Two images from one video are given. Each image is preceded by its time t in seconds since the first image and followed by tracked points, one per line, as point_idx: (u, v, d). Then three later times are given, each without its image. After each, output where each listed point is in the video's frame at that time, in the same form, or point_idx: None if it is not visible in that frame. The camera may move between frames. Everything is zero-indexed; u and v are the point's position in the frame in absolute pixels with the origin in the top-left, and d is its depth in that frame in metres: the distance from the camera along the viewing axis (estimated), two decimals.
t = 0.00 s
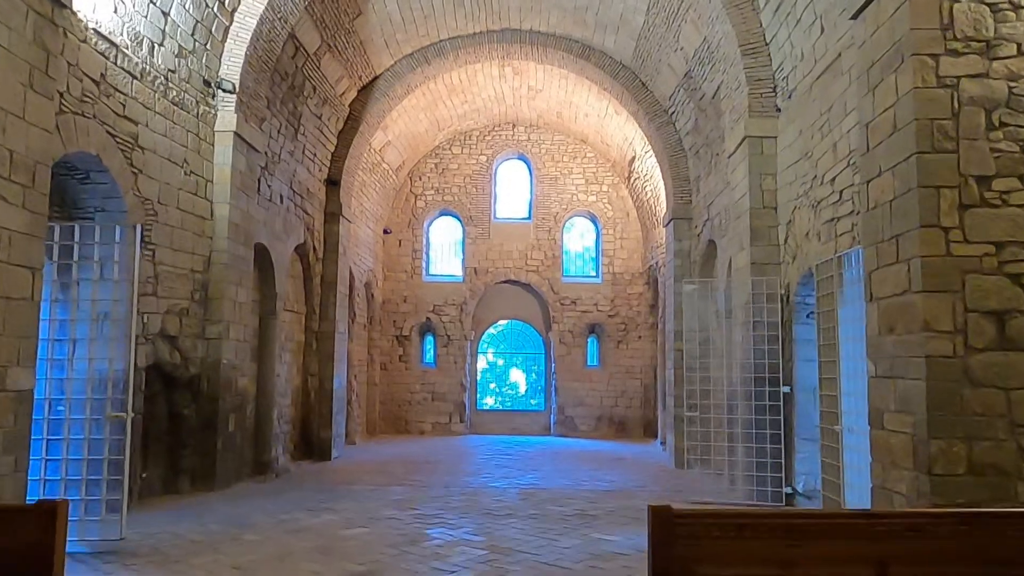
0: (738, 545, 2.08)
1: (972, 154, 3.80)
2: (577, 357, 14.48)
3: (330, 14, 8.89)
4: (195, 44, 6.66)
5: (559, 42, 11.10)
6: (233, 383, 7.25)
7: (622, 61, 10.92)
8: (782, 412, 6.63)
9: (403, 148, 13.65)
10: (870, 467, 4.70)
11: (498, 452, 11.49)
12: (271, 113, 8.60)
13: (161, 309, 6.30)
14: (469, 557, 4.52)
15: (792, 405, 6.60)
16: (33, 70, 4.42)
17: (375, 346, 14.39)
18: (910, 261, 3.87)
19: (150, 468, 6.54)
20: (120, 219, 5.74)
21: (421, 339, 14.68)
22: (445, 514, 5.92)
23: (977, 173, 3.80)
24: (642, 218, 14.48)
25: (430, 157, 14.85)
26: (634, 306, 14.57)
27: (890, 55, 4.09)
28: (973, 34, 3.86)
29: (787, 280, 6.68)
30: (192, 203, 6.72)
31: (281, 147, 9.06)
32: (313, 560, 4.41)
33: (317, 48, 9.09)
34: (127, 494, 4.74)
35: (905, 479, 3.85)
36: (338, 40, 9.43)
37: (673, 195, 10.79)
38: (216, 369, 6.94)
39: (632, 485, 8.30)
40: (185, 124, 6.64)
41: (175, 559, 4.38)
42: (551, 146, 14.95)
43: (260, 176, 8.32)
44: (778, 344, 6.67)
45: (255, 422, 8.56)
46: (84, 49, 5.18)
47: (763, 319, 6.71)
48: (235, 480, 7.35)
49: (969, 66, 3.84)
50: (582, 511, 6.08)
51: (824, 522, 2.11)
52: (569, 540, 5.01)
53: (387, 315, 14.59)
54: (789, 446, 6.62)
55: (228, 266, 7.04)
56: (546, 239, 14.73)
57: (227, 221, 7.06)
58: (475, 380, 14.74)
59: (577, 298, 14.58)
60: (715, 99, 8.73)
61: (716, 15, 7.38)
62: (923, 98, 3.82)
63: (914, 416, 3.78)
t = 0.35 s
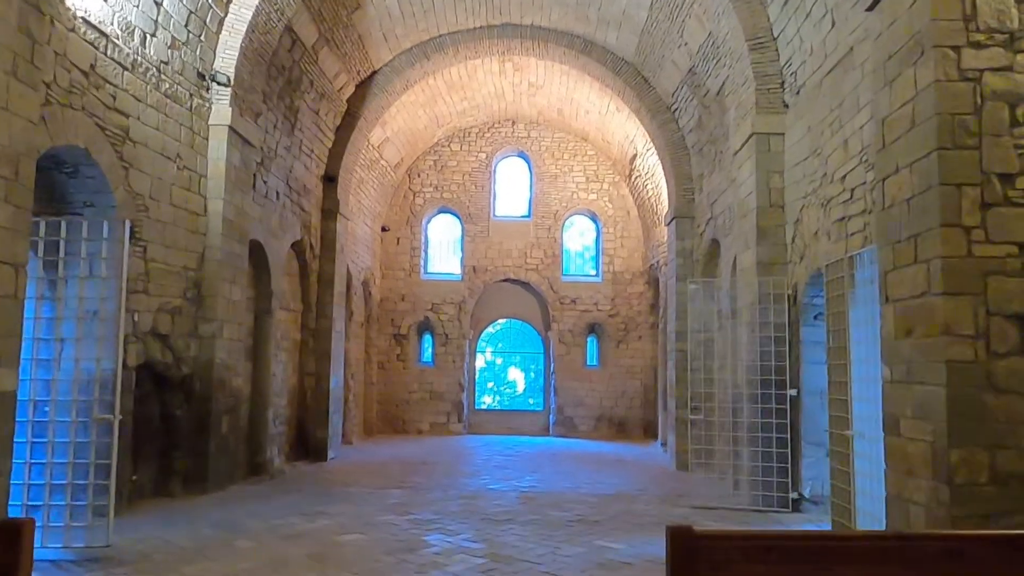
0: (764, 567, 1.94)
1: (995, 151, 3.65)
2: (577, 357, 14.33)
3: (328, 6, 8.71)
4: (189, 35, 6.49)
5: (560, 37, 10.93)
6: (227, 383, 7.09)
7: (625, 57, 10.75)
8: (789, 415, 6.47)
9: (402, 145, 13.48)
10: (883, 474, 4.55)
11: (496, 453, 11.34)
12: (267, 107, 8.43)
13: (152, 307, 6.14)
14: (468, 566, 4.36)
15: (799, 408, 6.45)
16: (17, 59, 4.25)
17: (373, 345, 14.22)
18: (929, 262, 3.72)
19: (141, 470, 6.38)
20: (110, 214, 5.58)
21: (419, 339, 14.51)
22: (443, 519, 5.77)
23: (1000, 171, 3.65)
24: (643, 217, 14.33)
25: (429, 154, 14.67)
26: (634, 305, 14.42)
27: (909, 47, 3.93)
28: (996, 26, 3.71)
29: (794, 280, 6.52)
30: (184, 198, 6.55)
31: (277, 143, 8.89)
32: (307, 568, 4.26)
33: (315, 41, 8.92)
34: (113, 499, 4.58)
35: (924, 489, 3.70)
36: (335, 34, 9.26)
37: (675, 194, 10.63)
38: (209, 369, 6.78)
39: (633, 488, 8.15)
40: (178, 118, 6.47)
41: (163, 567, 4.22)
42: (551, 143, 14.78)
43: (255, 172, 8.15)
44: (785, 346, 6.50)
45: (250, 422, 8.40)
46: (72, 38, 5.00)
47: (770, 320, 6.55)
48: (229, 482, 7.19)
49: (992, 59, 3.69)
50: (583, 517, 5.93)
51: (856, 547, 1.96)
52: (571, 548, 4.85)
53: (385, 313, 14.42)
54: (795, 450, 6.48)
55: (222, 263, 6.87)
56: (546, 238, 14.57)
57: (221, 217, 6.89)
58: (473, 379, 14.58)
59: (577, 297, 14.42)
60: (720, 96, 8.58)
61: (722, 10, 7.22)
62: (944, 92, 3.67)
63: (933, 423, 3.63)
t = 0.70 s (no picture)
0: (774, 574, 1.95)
1: (1009, 145, 3.56)
2: (573, 357, 14.22)
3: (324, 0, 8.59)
4: (181, 26, 6.36)
5: (559, 34, 10.81)
6: (219, 381, 6.96)
7: (624, 55, 10.66)
8: (791, 417, 6.36)
9: (398, 142, 13.36)
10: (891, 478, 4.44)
11: (492, 454, 11.21)
12: (261, 102, 8.29)
13: (142, 303, 6.01)
14: (464, 570, 4.25)
15: (801, 410, 6.32)
16: (3, 45, 4.13)
17: (367, 344, 14.09)
18: (941, 259, 3.62)
19: (129, 470, 6.24)
20: (99, 208, 5.45)
21: (413, 338, 14.37)
22: (439, 521, 5.65)
23: (1014, 167, 3.56)
24: (640, 217, 14.24)
25: (425, 152, 14.55)
26: (631, 306, 14.33)
27: (921, 40, 3.84)
28: (1010, 18, 3.62)
29: (796, 280, 6.41)
30: (176, 192, 6.42)
31: (271, 138, 8.75)
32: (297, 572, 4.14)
33: (311, 35, 8.79)
34: (99, 500, 4.45)
35: (934, 493, 3.60)
36: (331, 29, 9.13)
37: (674, 193, 10.54)
38: (200, 367, 6.65)
39: (631, 490, 8.02)
40: (170, 110, 6.33)
41: (149, 570, 4.09)
42: (548, 142, 14.68)
43: (249, 167, 8.01)
44: (787, 346, 6.40)
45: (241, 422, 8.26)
46: (60, 25, 4.86)
47: (772, 320, 6.45)
48: (220, 482, 7.06)
49: (1006, 52, 3.60)
50: (581, 520, 5.82)
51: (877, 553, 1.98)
52: (570, 552, 4.74)
53: (380, 312, 14.28)
54: (796, 451, 6.38)
55: (214, 259, 6.74)
56: (543, 237, 14.46)
57: (214, 212, 6.76)
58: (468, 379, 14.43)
59: (573, 297, 14.32)
60: (721, 94, 8.48)
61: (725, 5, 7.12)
62: (957, 85, 3.57)
63: (945, 425, 3.53)
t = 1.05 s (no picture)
0: None
1: None
2: (570, 359, 14.06)
3: None
4: (175, 16, 6.18)
5: (559, 32, 10.66)
6: (211, 382, 6.77)
7: (625, 53, 10.51)
8: (799, 422, 6.16)
9: (394, 140, 13.18)
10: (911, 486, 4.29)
11: (488, 457, 11.03)
12: (256, 96, 8.11)
13: (132, 301, 5.82)
14: None
15: (810, 414, 6.13)
16: None
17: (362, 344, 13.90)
18: (967, 259, 3.47)
19: (117, 473, 6.06)
20: (87, 201, 5.26)
21: (408, 338, 14.20)
22: (437, 527, 5.49)
23: None
24: (638, 218, 14.09)
25: (421, 150, 14.38)
26: (628, 308, 14.18)
27: (945, 31, 3.69)
28: None
29: (804, 281, 6.26)
30: (168, 186, 6.24)
31: (266, 133, 8.57)
32: None
33: (307, 29, 8.61)
34: (84, 506, 4.27)
35: (958, 504, 3.46)
36: (328, 23, 8.95)
37: (675, 194, 10.40)
38: (191, 367, 6.46)
39: (631, 494, 7.87)
40: (162, 102, 6.15)
41: None
42: (545, 142, 14.52)
43: (243, 162, 7.83)
44: (795, 349, 6.24)
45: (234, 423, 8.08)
46: (48, 11, 4.68)
47: (780, 322, 6.30)
48: (211, 486, 6.88)
49: None
50: (583, 526, 5.66)
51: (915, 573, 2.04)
52: (574, 560, 4.59)
53: (375, 312, 14.10)
54: (805, 458, 6.17)
55: (206, 256, 6.55)
56: (540, 238, 14.30)
57: (207, 207, 6.57)
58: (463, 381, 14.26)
59: (571, 298, 14.16)
60: (725, 92, 8.34)
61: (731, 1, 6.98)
62: (985, 78, 3.43)
63: (971, 432, 3.39)
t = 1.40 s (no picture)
0: None
1: None
2: (569, 361, 13.94)
3: None
4: (170, 10, 6.05)
5: (560, 30, 10.55)
6: (206, 384, 6.64)
7: (625, 52, 10.41)
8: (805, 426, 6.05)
9: (392, 140, 13.06)
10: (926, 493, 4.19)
11: (486, 460, 10.90)
12: (253, 94, 7.98)
13: (125, 301, 5.69)
14: None
15: (816, 418, 6.02)
16: None
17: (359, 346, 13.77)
18: (988, 258, 3.36)
19: (109, 477, 5.92)
20: (79, 198, 5.13)
21: (406, 340, 14.05)
22: (437, 533, 5.35)
23: None
24: (638, 219, 13.98)
25: (419, 150, 14.26)
26: (628, 310, 14.06)
27: (964, 24, 3.59)
28: None
29: (811, 282, 6.15)
30: (162, 184, 6.10)
31: (263, 131, 8.43)
32: None
33: (305, 27, 8.48)
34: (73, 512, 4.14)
35: (980, 511, 3.34)
36: (326, 20, 8.83)
37: (676, 195, 10.30)
38: (186, 369, 6.32)
39: (633, 499, 7.75)
40: (157, 98, 6.02)
41: None
42: (545, 142, 14.41)
43: (240, 161, 7.70)
44: (802, 351, 6.13)
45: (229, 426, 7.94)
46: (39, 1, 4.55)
47: (786, 324, 6.19)
48: (206, 490, 6.74)
49: None
50: (586, 532, 5.53)
51: None
52: (578, 568, 4.47)
53: (372, 314, 13.98)
54: (812, 463, 6.05)
55: (201, 255, 6.42)
56: (539, 239, 14.19)
57: (202, 206, 6.44)
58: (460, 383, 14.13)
59: (570, 300, 14.04)
60: (729, 91, 8.24)
61: None
62: (1007, 72, 3.31)
63: (993, 438, 3.27)
